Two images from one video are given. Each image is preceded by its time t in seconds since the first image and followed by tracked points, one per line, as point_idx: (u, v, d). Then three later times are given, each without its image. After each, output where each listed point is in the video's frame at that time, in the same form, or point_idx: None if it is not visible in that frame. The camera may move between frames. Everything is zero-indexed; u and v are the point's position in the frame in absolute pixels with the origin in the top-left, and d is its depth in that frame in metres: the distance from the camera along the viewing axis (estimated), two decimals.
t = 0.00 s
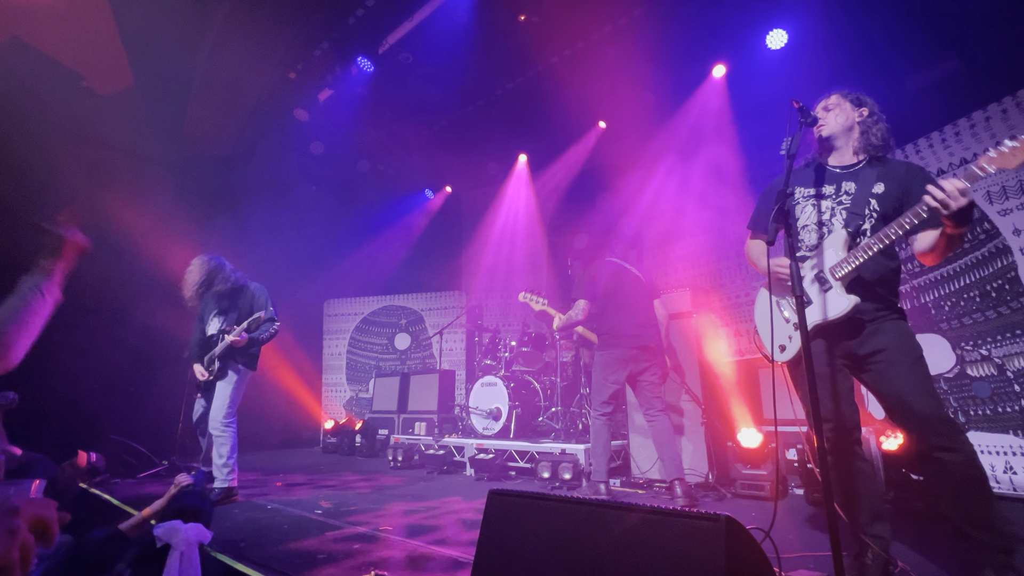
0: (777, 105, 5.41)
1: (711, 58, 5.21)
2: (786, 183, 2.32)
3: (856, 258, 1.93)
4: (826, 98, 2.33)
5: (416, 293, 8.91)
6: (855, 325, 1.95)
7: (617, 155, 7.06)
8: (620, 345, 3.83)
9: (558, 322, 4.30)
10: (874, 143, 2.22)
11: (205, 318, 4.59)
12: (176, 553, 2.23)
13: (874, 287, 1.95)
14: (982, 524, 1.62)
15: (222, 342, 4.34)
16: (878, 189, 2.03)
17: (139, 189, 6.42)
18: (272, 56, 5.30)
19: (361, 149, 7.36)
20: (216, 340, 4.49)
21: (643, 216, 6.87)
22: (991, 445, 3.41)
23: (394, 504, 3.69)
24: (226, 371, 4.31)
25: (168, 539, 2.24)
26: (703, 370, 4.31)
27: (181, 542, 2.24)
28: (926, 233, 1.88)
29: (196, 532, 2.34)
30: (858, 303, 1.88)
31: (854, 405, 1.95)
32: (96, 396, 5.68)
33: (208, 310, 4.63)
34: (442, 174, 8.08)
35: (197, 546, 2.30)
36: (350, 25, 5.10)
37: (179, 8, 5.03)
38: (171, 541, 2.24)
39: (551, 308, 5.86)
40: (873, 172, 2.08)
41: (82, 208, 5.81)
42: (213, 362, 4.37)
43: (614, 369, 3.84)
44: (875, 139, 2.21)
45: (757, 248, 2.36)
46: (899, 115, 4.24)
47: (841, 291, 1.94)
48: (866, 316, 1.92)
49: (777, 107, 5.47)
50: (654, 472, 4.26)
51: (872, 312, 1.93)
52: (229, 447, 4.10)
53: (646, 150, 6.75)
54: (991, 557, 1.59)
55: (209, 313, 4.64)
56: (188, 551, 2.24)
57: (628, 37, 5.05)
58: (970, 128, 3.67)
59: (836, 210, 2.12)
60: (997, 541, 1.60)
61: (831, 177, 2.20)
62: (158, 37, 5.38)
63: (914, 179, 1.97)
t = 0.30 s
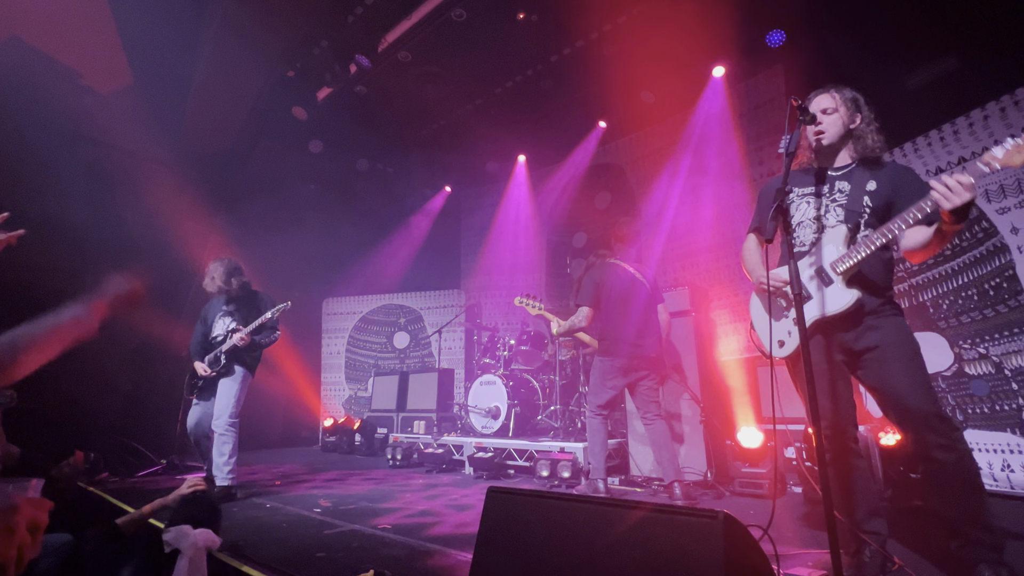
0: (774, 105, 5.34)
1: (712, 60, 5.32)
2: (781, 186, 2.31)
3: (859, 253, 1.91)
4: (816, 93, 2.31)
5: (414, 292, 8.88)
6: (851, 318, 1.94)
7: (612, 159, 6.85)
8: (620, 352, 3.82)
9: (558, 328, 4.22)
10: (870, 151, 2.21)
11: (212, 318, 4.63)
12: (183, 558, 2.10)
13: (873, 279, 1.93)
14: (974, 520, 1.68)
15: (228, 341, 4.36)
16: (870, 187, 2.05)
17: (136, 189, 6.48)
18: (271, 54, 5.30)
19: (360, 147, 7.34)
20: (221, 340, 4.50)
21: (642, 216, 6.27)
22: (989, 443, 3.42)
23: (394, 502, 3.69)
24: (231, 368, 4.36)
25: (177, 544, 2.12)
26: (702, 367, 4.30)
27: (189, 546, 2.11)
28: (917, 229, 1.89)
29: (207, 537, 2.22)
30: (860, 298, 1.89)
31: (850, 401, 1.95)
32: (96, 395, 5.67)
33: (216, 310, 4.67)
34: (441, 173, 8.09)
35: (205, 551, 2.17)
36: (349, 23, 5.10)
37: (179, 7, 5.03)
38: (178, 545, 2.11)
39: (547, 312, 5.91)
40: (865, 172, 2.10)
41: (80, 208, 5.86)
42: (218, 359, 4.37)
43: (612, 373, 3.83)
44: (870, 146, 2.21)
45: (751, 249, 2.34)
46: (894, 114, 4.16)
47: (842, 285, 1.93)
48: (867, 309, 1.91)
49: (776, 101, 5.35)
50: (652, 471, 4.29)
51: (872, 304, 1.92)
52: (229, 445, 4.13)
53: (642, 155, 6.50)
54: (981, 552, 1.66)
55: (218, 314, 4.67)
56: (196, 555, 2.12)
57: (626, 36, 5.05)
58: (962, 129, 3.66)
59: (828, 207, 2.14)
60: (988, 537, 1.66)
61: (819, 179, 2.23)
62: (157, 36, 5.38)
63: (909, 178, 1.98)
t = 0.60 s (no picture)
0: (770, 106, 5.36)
1: (711, 65, 5.40)
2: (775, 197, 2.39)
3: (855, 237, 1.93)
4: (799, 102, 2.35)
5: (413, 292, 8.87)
6: (853, 315, 1.93)
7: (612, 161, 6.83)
8: (621, 347, 3.82)
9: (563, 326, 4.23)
10: (853, 159, 2.23)
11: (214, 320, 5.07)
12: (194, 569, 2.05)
13: (878, 274, 1.92)
14: (976, 527, 1.63)
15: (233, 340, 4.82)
16: (861, 180, 2.08)
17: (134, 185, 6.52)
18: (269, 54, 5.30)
19: (359, 148, 7.33)
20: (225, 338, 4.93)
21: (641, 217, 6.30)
22: (986, 443, 3.43)
23: (393, 503, 3.69)
24: (237, 363, 4.86)
25: (186, 555, 2.07)
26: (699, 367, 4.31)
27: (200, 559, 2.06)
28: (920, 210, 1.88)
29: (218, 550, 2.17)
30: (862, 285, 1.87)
31: (852, 400, 1.95)
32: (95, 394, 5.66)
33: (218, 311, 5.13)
34: (440, 174, 8.08)
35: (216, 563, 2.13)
36: (347, 23, 5.09)
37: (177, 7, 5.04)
38: (188, 557, 2.06)
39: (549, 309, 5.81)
40: (853, 169, 2.14)
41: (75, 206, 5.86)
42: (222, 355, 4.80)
43: (611, 370, 3.83)
44: (854, 154, 2.23)
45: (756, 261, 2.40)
46: (893, 116, 4.30)
47: (842, 274, 1.93)
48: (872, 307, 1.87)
49: (775, 102, 5.34)
50: (652, 471, 4.30)
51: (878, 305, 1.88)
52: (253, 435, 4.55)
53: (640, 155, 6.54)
54: (979, 557, 1.62)
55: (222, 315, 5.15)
56: (206, 567, 2.07)
57: (624, 37, 5.06)
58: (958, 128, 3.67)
59: (823, 204, 2.18)
60: (988, 545, 1.61)
61: (811, 184, 2.29)
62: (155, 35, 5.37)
63: (898, 165, 2.00)
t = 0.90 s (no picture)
0: (761, 104, 5.36)
1: (709, 64, 5.43)
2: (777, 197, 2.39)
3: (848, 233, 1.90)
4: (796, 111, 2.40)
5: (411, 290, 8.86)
6: (850, 311, 1.93)
7: (609, 161, 6.77)
8: (620, 344, 3.82)
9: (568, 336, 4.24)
10: (853, 156, 2.22)
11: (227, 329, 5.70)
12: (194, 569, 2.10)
13: (875, 269, 1.90)
14: (972, 525, 1.63)
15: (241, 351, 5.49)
16: (861, 177, 2.06)
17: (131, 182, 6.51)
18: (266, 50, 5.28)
19: (355, 145, 7.29)
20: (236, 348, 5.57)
21: (639, 215, 6.26)
22: (981, 439, 3.44)
23: (390, 500, 3.69)
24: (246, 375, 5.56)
25: (187, 554, 2.13)
26: (698, 364, 4.31)
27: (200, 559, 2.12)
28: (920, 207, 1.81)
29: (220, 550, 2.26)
30: (848, 284, 1.89)
31: (848, 397, 1.95)
32: (93, 392, 5.64)
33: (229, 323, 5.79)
34: (438, 172, 8.09)
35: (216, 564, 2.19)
36: (344, 20, 5.07)
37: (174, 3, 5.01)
38: (189, 557, 2.11)
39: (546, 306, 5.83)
40: (852, 167, 2.13)
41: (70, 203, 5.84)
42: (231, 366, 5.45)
43: (609, 365, 3.84)
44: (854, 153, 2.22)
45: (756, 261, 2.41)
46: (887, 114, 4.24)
47: (835, 272, 1.95)
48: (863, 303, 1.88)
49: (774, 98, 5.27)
50: (649, 468, 4.30)
51: (875, 304, 1.87)
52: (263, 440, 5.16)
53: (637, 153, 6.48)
54: (973, 552, 1.63)
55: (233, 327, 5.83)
56: (207, 566, 2.13)
57: (622, 35, 5.07)
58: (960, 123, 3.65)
59: (820, 203, 2.18)
60: (984, 542, 1.62)
61: (811, 185, 2.30)
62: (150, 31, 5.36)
63: (896, 160, 1.99)
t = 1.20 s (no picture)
0: (760, 106, 5.35)
1: (711, 65, 5.45)
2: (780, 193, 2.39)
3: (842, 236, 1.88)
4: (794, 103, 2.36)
5: (411, 290, 8.85)
6: (852, 310, 1.92)
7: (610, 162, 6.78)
8: (621, 346, 3.81)
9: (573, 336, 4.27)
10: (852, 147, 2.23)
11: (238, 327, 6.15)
12: (187, 564, 2.02)
13: (876, 267, 1.89)
14: (975, 525, 1.62)
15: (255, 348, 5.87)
16: (860, 169, 2.05)
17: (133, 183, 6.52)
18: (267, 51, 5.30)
19: (355, 145, 7.30)
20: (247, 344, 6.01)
21: (640, 215, 6.25)
22: (983, 440, 3.43)
23: (392, 500, 3.69)
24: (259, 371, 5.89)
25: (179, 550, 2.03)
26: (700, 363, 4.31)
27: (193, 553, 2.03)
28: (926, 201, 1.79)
29: (213, 544, 2.15)
30: (848, 284, 1.89)
31: (848, 397, 1.95)
32: (96, 391, 5.64)
33: (241, 320, 6.17)
34: (439, 172, 8.11)
35: (209, 557, 2.09)
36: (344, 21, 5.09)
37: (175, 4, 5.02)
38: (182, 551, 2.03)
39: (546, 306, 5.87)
40: (853, 157, 2.11)
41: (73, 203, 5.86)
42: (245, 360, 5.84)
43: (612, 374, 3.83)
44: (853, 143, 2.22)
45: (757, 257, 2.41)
46: (891, 111, 4.19)
47: (835, 271, 1.94)
48: (865, 302, 1.87)
49: (775, 98, 5.23)
50: (650, 469, 4.30)
51: (877, 304, 1.85)
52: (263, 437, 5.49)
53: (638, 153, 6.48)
54: (975, 554, 1.62)
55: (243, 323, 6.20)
56: (200, 562, 2.04)
57: (623, 35, 5.07)
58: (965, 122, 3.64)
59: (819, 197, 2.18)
60: (986, 544, 1.61)
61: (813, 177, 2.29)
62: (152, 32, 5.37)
63: (896, 152, 1.97)
